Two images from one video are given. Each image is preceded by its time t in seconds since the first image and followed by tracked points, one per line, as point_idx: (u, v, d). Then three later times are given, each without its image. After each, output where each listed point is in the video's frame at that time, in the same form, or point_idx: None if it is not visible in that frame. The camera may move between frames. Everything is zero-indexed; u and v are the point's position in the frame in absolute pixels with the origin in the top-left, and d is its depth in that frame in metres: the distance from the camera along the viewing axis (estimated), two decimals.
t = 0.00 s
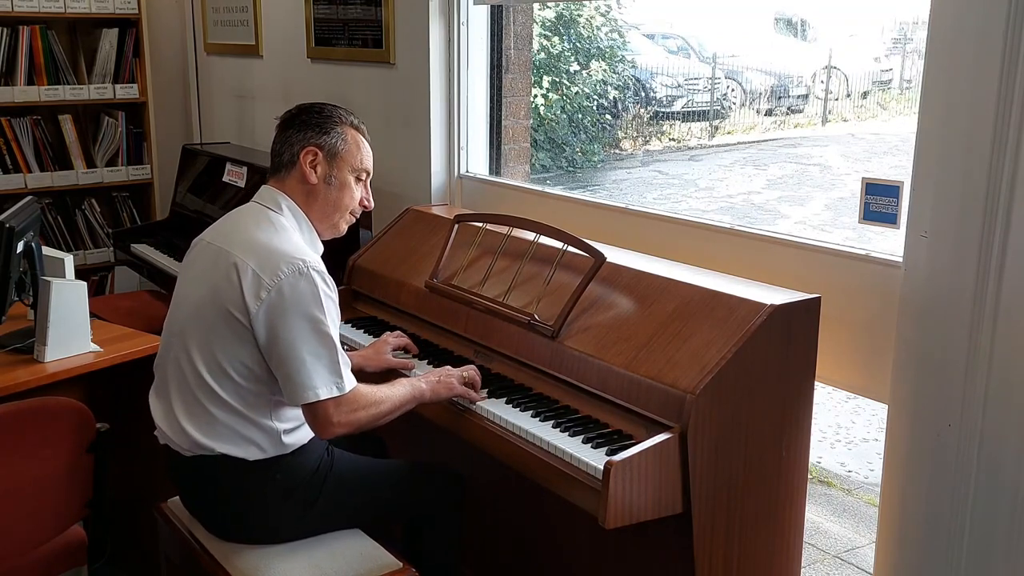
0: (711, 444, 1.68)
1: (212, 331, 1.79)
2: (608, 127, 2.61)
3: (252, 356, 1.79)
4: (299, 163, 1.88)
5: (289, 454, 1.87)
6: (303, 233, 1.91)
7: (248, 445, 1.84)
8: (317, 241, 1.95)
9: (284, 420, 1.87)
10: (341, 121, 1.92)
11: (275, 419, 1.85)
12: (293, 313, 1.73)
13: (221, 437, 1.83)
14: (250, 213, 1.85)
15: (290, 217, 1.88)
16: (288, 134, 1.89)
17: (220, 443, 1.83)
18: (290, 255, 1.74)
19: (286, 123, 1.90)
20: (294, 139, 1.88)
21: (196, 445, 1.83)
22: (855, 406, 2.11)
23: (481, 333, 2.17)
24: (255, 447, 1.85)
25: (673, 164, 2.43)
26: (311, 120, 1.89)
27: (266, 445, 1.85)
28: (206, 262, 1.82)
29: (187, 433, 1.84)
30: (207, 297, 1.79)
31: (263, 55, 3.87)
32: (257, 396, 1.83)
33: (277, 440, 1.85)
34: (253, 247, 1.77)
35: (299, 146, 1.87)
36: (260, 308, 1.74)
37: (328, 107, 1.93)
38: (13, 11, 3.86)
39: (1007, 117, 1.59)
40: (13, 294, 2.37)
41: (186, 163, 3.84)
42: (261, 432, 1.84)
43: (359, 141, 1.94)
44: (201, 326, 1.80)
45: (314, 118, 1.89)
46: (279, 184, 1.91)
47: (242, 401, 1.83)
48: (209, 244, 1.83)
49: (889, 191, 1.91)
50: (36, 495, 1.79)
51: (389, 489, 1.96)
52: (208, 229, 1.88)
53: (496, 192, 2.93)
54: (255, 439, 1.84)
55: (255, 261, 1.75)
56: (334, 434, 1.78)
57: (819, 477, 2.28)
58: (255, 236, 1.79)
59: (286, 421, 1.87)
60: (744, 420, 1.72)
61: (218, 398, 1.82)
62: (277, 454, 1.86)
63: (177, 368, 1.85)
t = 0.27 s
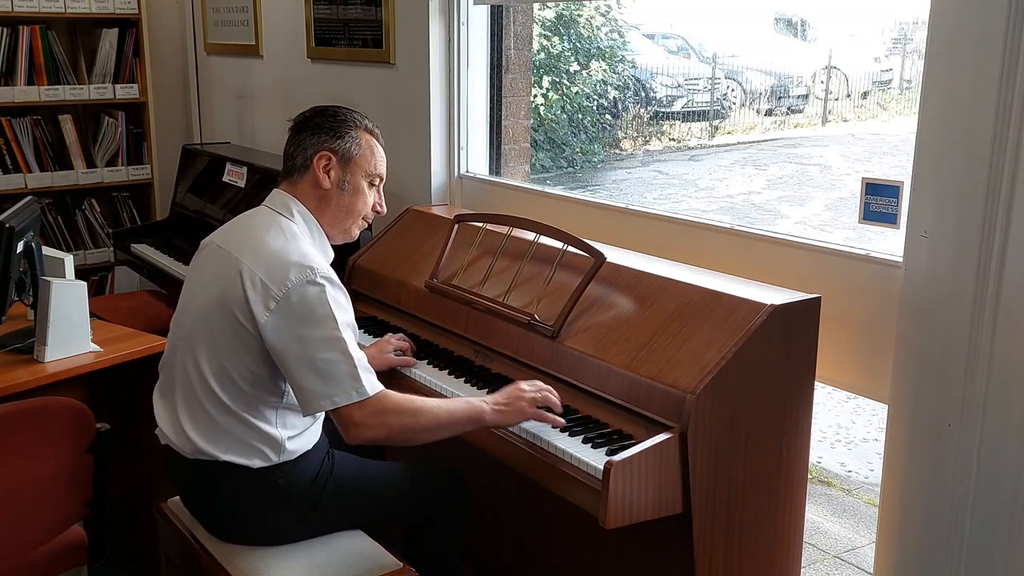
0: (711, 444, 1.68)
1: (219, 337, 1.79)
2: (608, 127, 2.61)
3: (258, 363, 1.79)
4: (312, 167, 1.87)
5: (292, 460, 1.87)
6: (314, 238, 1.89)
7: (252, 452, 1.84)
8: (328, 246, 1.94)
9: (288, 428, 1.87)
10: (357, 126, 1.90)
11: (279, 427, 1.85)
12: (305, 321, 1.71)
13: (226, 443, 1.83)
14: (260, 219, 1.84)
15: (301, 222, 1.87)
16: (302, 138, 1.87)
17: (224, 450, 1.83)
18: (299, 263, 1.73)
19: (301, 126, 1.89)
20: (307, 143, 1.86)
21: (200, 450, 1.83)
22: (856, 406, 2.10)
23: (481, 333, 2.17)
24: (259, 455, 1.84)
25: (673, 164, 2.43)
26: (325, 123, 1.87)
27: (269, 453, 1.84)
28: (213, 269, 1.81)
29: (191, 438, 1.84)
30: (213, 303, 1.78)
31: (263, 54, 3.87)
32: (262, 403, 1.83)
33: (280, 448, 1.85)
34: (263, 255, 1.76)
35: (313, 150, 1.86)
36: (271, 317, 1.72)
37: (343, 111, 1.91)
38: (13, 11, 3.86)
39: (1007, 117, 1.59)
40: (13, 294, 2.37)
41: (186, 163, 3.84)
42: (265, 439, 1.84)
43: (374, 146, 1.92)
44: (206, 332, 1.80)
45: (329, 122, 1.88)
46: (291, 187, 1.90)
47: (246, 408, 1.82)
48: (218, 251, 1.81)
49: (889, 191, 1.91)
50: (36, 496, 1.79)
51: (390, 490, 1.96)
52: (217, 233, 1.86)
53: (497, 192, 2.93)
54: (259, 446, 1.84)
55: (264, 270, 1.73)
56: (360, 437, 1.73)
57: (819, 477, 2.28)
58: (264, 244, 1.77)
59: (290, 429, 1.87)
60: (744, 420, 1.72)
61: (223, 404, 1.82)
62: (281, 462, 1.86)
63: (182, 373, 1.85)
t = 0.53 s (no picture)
0: (711, 444, 1.68)
1: (225, 344, 1.78)
2: (608, 127, 2.61)
3: (264, 371, 1.78)
4: (330, 169, 1.86)
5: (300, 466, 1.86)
6: (326, 242, 1.89)
7: (258, 460, 1.83)
8: (339, 250, 1.93)
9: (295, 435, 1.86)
10: (376, 128, 1.90)
11: (285, 434, 1.84)
12: (318, 328, 1.69)
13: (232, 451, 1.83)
14: (271, 225, 1.83)
15: (313, 227, 1.86)
16: (320, 138, 1.86)
17: (230, 458, 1.83)
18: (311, 271, 1.71)
19: (319, 125, 1.88)
20: (326, 144, 1.85)
21: (207, 457, 1.83)
22: (856, 406, 2.10)
23: (481, 333, 2.17)
24: (265, 463, 1.83)
25: (674, 164, 2.43)
26: (345, 125, 1.86)
27: (275, 462, 1.83)
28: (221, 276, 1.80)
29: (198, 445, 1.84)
30: (220, 310, 1.78)
31: (263, 55, 3.87)
32: (268, 411, 1.82)
33: (286, 457, 1.83)
34: (274, 261, 1.74)
35: (332, 151, 1.85)
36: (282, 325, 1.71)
37: (363, 112, 1.90)
38: (13, 11, 3.86)
39: (1006, 117, 1.59)
40: (13, 294, 2.37)
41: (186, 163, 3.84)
42: (271, 448, 1.83)
43: (391, 149, 1.92)
44: (212, 338, 1.79)
45: (349, 123, 1.87)
46: (307, 188, 1.89)
47: (252, 416, 1.82)
48: (227, 256, 1.80)
49: (889, 191, 1.91)
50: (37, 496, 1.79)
51: (391, 490, 1.96)
52: (226, 238, 1.85)
53: (497, 192, 2.93)
54: (265, 455, 1.83)
55: (275, 277, 1.72)
56: (374, 443, 1.70)
57: (820, 477, 2.28)
58: (275, 250, 1.76)
59: (297, 437, 1.86)
60: (744, 420, 1.72)
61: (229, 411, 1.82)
62: (286, 470, 1.84)
63: (189, 380, 1.85)
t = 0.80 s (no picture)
0: (711, 444, 1.68)
1: (218, 350, 1.78)
2: (608, 127, 2.61)
3: (258, 376, 1.78)
4: (327, 173, 1.86)
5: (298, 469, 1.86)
6: (320, 247, 1.89)
7: (254, 465, 1.83)
8: (334, 254, 1.93)
9: (291, 438, 1.85)
10: (373, 133, 1.90)
11: (281, 438, 1.84)
12: (309, 336, 1.69)
13: (228, 455, 1.83)
14: (265, 229, 1.82)
15: (307, 231, 1.86)
16: (318, 141, 1.85)
17: (227, 463, 1.83)
18: (303, 276, 1.71)
19: (316, 129, 1.87)
20: (324, 148, 1.84)
21: (204, 462, 1.83)
22: (855, 406, 2.10)
23: (481, 333, 2.17)
24: (262, 468, 1.83)
25: (673, 164, 2.43)
26: (343, 129, 1.86)
27: (272, 466, 1.83)
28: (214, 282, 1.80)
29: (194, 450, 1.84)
30: (213, 315, 1.77)
31: (263, 55, 3.87)
32: (263, 416, 1.82)
33: (283, 460, 1.83)
34: (266, 267, 1.74)
35: (330, 156, 1.84)
36: (274, 331, 1.70)
37: (360, 117, 1.90)
38: (13, 11, 3.85)
39: (1007, 117, 1.59)
40: (13, 295, 2.37)
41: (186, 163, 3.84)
42: (267, 452, 1.82)
43: (387, 155, 1.92)
44: (206, 344, 1.79)
45: (347, 128, 1.87)
46: (303, 192, 1.89)
47: (247, 421, 1.81)
48: (221, 262, 1.80)
49: (889, 190, 1.91)
50: (37, 496, 1.79)
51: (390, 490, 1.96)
52: (221, 242, 1.84)
53: (497, 192, 2.93)
54: (261, 459, 1.82)
55: (267, 282, 1.71)
56: (366, 456, 1.71)
57: (820, 477, 2.28)
58: (269, 255, 1.75)
59: (293, 440, 1.86)
60: (744, 420, 1.72)
61: (225, 416, 1.81)
62: (283, 474, 1.84)
63: (184, 385, 1.85)
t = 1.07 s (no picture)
0: (711, 444, 1.68)
1: (212, 352, 1.77)
2: (608, 127, 2.61)
3: (251, 379, 1.77)
4: (325, 182, 1.85)
5: (292, 469, 1.86)
6: (315, 253, 1.88)
7: (248, 465, 1.82)
8: (328, 261, 1.93)
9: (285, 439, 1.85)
10: (372, 143, 1.90)
11: (275, 440, 1.83)
12: (304, 342, 1.71)
13: (221, 456, 1.82)
14: (260, 232, 1.82)
15: (302, 236, 1.86)
16: (317, 150, 1.85)
17: (221, 463, 1.82)
18: (299, 283, 1.71)
19: (315, 138, 1.86)
20: (323, 157, 1.84)
21: (197, 463, 1.83)
22: (855, 406, 2.10)
23: (481, 333, 2.17)
24: (255, 468, 1.82)
25: (673, 164, 2.43)
26: (343, 139, 1.86)
27: (265, 466, 1.83)
28: (207, 285, 1.79)
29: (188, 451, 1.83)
30: (207, 317, 1.76)
31: (263, 55, 3.87)
32: (256, 418, 1.81)
33: (276, 461, 1.83)
34: (262, 272, 1.74)
35: (329, 165, 1.84)
36: (269, 337, 1.71)
37: (360, 126, 1.90)
38: (13, 11, 3.85)
39: (1007, 117, 1.59)
40: (13, 295, 2.37)
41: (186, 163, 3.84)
42: (260, 452, 1.82)
43: (385, 165, 1.93)
44: (200, 345, 1.78)
45: (347, 137, 1.87)
46: (300, 200, 1.88)
47: (240, 422, 1.81)
48: (215, 264, 1.79)
49: (889, 190, 1.91)
50: (37, 497, 1.79)
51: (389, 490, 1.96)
52: (215, 245, 1.84)
53: (496, 192, 2.93)
54: (254, 459, 1.82)
55: (263, 288, 1.72)
56: (363, 458, 1.77)
57: (820, 477, 2.28)
58: (264, 260, 1.75)
59: (287, 441, 1.85)
60: (744, 420, 1.72)
61: (218, 418, 1.81)
62: (277, 474, 1.84)
63: (177, 385, 1.84)
